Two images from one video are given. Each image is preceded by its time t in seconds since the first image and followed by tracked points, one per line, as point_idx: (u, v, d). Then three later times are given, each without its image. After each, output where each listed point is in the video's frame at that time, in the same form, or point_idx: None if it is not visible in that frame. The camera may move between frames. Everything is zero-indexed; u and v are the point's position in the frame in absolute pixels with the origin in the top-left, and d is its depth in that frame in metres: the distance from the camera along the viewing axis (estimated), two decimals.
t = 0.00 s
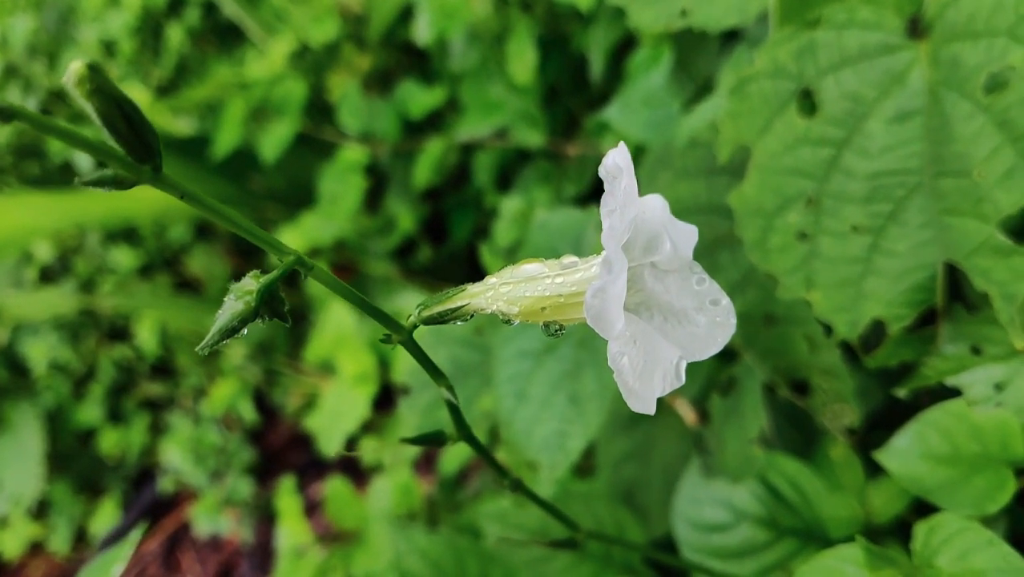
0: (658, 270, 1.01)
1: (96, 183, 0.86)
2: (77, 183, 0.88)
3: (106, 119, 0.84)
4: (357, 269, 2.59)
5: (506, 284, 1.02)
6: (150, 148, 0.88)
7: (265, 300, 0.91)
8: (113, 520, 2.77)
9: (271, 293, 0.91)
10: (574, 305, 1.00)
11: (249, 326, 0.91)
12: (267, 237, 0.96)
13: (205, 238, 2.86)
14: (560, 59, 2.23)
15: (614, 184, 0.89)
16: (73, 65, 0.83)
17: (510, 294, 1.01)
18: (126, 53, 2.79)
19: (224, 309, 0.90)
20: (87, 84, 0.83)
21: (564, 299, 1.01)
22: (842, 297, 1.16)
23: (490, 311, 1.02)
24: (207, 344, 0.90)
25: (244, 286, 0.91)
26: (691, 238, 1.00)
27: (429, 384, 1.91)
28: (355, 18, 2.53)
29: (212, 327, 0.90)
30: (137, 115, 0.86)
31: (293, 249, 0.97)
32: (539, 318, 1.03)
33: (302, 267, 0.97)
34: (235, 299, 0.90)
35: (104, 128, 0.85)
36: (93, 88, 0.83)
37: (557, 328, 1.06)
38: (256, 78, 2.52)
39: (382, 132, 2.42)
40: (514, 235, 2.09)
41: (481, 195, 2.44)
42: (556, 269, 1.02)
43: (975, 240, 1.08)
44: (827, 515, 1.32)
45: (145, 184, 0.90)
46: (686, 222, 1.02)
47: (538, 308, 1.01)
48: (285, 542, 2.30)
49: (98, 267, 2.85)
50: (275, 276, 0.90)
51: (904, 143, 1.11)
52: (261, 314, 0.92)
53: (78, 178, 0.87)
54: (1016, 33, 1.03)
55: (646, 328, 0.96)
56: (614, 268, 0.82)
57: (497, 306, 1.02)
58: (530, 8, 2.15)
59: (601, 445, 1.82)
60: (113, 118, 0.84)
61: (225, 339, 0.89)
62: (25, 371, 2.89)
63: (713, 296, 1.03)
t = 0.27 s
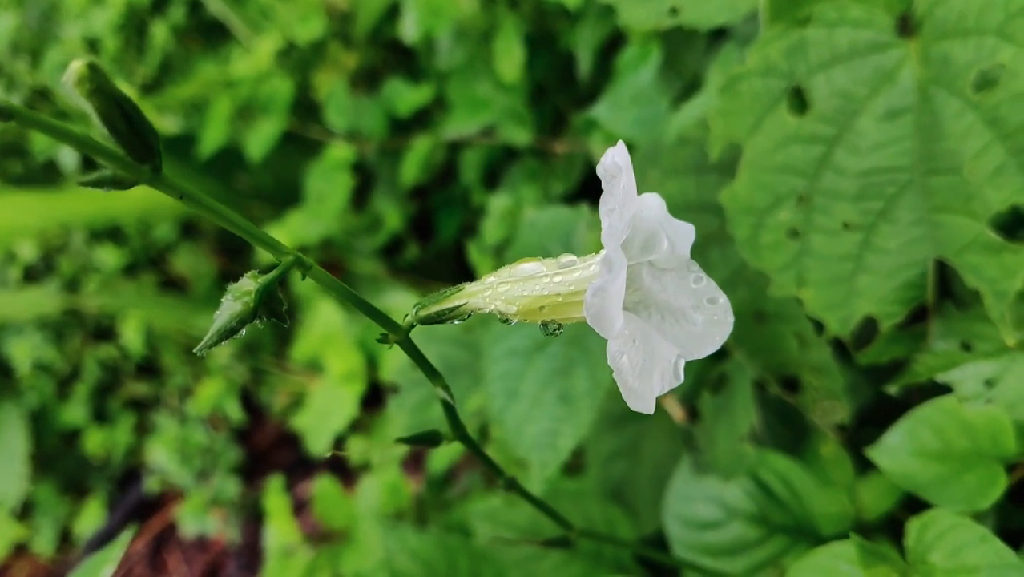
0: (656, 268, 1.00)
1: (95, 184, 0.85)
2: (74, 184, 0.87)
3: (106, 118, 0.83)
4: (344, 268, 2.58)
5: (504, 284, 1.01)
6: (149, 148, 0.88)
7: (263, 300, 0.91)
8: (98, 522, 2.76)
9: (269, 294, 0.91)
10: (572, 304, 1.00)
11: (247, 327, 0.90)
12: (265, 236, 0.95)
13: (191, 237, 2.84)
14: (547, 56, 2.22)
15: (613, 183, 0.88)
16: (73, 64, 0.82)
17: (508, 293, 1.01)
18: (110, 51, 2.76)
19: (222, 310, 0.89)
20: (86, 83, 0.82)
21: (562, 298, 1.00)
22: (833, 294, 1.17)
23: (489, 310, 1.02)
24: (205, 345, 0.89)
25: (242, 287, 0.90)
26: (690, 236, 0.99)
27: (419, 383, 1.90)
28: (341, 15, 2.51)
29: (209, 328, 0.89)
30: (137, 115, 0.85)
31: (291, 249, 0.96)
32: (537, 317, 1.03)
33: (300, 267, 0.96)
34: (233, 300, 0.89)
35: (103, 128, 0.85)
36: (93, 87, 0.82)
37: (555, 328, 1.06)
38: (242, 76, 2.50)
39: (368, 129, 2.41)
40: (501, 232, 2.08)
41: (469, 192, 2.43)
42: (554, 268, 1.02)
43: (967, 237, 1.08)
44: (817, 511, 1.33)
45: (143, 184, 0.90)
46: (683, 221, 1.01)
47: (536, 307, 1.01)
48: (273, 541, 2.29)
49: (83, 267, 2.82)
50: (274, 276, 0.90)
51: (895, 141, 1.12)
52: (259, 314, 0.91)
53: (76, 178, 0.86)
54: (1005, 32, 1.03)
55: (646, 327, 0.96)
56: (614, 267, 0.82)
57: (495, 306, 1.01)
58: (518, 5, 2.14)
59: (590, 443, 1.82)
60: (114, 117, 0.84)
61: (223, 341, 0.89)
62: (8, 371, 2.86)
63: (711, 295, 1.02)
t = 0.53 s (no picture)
0: (652, 267, 0.99)
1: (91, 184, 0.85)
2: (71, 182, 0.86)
3: (104, 117, 0.82)
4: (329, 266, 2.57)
5: (501, 283, 1.01)
6: (148, 147, 0.87)
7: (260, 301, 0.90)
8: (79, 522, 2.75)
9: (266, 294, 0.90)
10: (569, 303, 1.00)
11: (244, 327, 0.89)
12: (261, 236, 0.94)
13: (173, 237, 2.81)
14: (533, 54, 2.22)
15: (610, 182, 0.88)
16: (70, 61, 0.80)
17: (504, 292, 1.01)
18: (92, 49, 2.74)
19: (218, 310, 0.88)
20: (84, 81, 0.81)
21: (559, 297, 1.00)
22: (823, 292, 1.17)
23: (485, 309, 1.02)
24: (201, 346, 0.87)
25: (237, 286, 0.89)
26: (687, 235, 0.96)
27: (407, 382, 1.89)
28: (326, 13, 2.49)
29: (205, 328, 0.88)
30: (136, 114, 0.84)
31: (289, 249, 0.96)
32: (534, 316, 1.02)
33: (297, 267, 0.96)
34: (229, 300, 0.89)
35: (101, 127, 0.84)
36: (91, 86, 0.81)
37: (552, 327, 1.06)
38: (225, 74, 2.48)
39: (353, 127, 2.40)
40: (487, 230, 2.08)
41: (454, 190, 2.43)
42: (551, 267, 1.01)
43: (956, 235, 1.09)
44: (806, 508, 1.33)
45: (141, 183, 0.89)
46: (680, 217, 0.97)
47: (533, 306, 1.01)
48: (259, 541, 2.27)
49: (64, 266, 2.81)
50: (271, 277, 0.89)
51: (884, 138, 1.12)
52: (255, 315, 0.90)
53: (73, 176, 0.86)
54: (993, 30, 1.04)
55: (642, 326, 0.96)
56: (612, 267, 0.82)
57: (491, 305, 1.01)
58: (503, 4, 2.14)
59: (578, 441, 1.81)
60: (112, 116, 0.82)
61: (219, 341, 0.87)
62: None
63: (707, 292, 1.01)
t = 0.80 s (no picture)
0: (647, 264, 0.98)
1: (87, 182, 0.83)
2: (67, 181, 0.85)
3: (101, 113, 0.81)
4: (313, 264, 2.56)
5: (496, 281, 1.00)
6: (145, 144, 0.86)
7: (255, 299, 0.89)
8: (60, 523, 2.71)
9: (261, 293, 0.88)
10: (565, 301, 0.99)
11: (240, 326, 0.88)
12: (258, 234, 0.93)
13: (156, 234, 2.75)
14: (518, 52, 2.22)
15: (607, 180, 0.88)
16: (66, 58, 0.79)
17: (499, 290, 1.00)
18: (72, 45, 2.70)
19: (213, 309, 0.87)
20: (80, 77, 0.80)
21: (555, 295, 0.99)
22: (811, 289, 1.17)
23: (479, 307, 1.01)
24: (196, 345, 0.87)
25: (232, 285, 0.88)
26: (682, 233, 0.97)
27: (394, 380, 1.87)
28: (309, 10, 2.48)
29: (200, 328, 0.87)
30: (132, 111, 0.83)
31: (285, 247, 0.94)
32: (529, 314, 1.02)
33: (293, 266, 0.94)
34: (224, 299, 0.87)
35: (98, 124, 0.83)
36: (87, 82, 0.80)
37: (548, 324, 1.05)
38: (207, 72, 2.45)
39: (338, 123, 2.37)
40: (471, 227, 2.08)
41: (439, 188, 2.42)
42: (547, 265, 1.01)
43: (942, 232, 1.10)
44: (794, 505, 1.34)
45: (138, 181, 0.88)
46: (674, 216, 0.98)
47: (529, 303, 1.00)
48: (244, 541, 2.26)
49: (45, 265, 2.79)
50: (266, 275, 0.87)
51: (873, 136, 1.12)
52: (250, 314, 0.89)
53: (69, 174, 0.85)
54: (982, 28, 1.04)
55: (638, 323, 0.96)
56: (610, 265, 0.82)
57: (487, 303, 1.00)
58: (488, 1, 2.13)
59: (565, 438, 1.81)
60: (108, 113, 0.82)
61: (215, 341, 0.87)
62: None
63: (702, 290, 1.01)
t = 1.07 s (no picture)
0: (642, 262, 0.98)
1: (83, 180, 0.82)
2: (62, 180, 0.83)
3: (99, 109, 0.80)
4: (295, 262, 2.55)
5: (492, 279, 1.00)
6: (141, 142, 0.85)
7: (251, 298, 0.88)
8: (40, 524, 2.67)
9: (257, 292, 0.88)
10: (561, 299, 0.99)
11: (235, 325, 0.87)
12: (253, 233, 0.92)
13: (137, 231, 2.74)
14: (502, 49, 2.21)
15: (603, 178, 0.87)
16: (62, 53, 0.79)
17: (495, 288, 0.99)
18: (50, 42, 2.66)
19: (208, 308, 0.86)
20: (77, 73, 0.79)
21: (551, 293, 0.99)
22: (799, 287, 1.18)
23: (474, 305, 1.01)
24: (190, 345, 0.86)
25: (228, 284, 0.87)
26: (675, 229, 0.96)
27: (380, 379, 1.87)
28: (291, 7, 2.45)
29: (195, 327, 0.86)
30: (129, 107, 0.83)
31: (280, 245, 0.93)
32: (525, 312, 1.01)
33: (288, 264, 0.94)
34: (219, 298, 0.86)
35: (94, 121, 0.82)
36: (84, 78, 0.80)
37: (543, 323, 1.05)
38: (188, 69, 2.42)
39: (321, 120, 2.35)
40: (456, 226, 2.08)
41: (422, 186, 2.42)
42: (542, 264, 1.00)
43: (929, 230, 1.10)
44: (781, 502, 1.35)
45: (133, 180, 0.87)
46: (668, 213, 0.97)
47: (524, 302, 1.00)
48: (228, 541, 2.22)
49: (23, 264, 2.75)
50: (261, 274, 0.87)
51: (861, 134, 1.13)
52: (246, 313, 0.88)
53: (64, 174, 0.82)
54: (970, 27, 1.04)
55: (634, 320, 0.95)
56: (607, 263, 0.81)
57: (481, 301, 1.00)
58: None
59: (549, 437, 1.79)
60: (105, 110, 0.81)
61: (210, 340, 0.85)
62: None
63: (696, 288, 1.01)
